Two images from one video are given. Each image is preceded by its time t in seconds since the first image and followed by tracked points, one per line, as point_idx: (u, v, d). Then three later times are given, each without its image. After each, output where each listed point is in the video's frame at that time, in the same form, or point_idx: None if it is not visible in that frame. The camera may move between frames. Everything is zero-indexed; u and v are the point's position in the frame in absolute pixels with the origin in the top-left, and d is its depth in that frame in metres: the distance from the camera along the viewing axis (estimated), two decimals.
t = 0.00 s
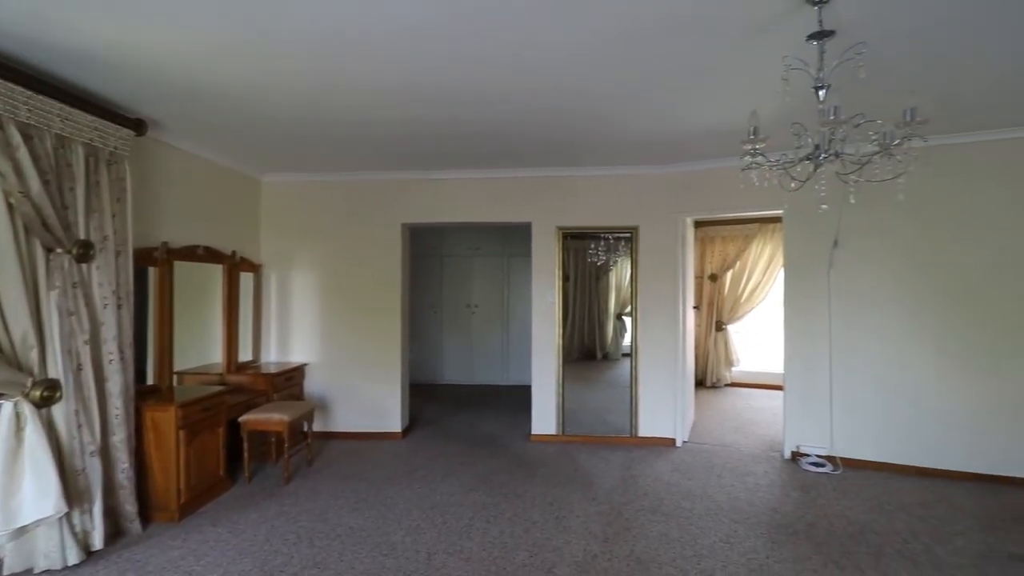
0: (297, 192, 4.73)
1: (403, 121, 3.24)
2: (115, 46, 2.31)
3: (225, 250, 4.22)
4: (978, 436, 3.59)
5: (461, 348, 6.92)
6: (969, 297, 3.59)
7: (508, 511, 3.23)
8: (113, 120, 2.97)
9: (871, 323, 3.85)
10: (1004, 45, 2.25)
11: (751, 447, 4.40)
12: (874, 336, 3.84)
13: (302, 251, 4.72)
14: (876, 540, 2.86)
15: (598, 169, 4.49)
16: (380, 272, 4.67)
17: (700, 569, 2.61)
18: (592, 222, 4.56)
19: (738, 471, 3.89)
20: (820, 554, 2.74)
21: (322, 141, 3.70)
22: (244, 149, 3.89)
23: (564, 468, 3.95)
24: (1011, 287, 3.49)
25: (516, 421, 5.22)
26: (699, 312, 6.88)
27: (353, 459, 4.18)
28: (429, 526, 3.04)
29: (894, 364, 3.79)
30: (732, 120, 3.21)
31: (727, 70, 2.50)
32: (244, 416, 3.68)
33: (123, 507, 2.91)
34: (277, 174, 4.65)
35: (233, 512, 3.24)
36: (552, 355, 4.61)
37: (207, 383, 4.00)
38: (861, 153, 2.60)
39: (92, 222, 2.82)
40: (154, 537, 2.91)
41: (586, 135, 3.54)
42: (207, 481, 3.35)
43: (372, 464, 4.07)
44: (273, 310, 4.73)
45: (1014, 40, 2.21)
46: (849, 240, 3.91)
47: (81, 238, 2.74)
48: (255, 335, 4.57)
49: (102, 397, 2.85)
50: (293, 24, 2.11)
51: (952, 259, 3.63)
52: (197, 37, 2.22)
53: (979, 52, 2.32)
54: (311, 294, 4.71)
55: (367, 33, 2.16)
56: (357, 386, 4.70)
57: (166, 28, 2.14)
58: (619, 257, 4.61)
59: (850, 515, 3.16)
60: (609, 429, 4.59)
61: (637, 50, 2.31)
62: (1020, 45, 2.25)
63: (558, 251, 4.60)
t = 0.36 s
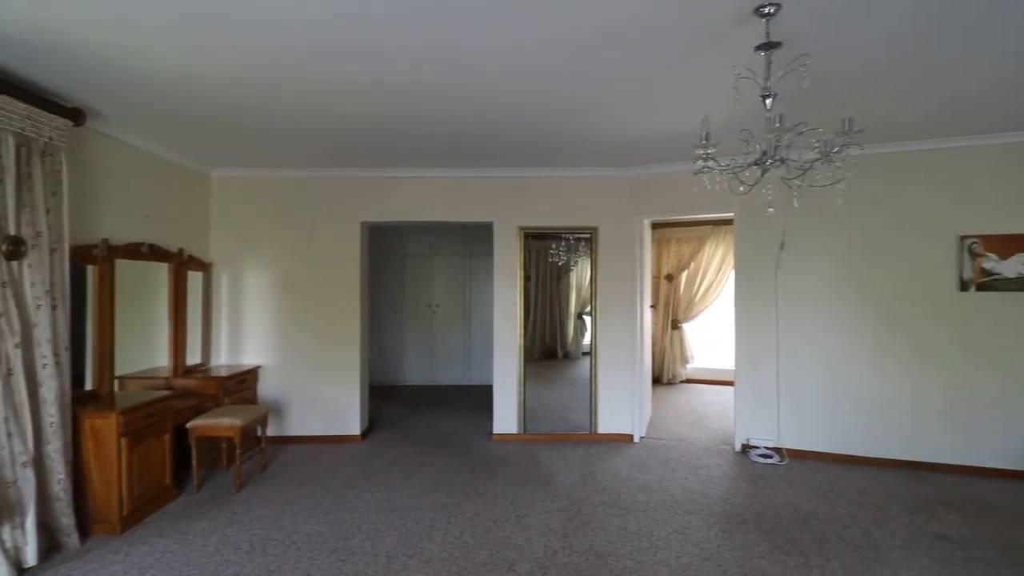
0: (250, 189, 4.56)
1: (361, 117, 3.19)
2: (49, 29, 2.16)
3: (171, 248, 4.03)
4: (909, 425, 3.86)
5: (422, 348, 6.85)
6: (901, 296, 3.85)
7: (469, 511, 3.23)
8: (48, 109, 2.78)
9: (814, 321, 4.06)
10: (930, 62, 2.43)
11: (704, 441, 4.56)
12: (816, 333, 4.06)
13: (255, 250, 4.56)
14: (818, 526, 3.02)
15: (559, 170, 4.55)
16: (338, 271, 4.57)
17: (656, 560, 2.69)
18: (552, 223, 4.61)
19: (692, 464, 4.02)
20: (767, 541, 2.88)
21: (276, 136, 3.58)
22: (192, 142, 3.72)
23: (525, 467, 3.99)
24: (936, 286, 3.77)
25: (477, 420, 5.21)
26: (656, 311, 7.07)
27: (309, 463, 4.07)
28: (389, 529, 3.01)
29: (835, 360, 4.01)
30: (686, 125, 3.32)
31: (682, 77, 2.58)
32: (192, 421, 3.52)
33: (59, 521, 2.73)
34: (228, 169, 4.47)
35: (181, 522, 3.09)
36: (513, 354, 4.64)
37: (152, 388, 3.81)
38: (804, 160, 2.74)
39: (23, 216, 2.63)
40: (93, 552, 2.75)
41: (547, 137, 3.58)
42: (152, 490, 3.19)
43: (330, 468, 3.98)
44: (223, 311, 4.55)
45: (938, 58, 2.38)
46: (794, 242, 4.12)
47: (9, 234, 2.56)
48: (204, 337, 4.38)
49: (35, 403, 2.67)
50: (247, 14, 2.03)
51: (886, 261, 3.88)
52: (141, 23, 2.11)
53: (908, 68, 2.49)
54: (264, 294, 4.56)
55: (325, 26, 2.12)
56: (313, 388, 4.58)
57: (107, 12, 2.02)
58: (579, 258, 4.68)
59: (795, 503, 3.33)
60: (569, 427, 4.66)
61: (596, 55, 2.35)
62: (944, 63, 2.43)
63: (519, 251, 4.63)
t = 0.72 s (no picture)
0: (201, 184, 4.38)
1: (321, 112, 3.12)
2: None
3: (114, 246, 3.82)
4: (852, 417, 4.09)
5: (383, 349, 6.74)
6: (845, 295, 4.08)
7: (431, 512, 3.21)
8: None
9: (765, 320, 4.25)
10: (870, 74, 2.59)
11: (662, 436, 4.69)
12: (767, 330, 4.24)
13: (206, 248, 4.38)
14: (768, 515, 3.16)
15: (522, 170, 4.58)
16: (296, 270, 4.44)
17: (616, 554, 2.75)
18: (515, 223, 4.64)
19: (651, 459, 4.13)
20: (721, 530, 2.99)
21: (230, 130, 3.47)
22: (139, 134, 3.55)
23: (487, 466, 3.99)
24: (875, 286, 4.01)
25: (439, 421, 5.18)
26: (617, 310, 7.22)
27: (264, 469, 3.94)
28: (348, 533, 2.95)
29: (784, 356, 4.21)
30: (645, 129, 3.41)
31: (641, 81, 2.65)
32: (137, 428, 3.35)
33: None
34: (177, 163, 4.28)
35: (125, 534, 2.94)
36: (476, 354, 4.63)
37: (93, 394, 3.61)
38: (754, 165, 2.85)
39: None
40: (26, 569, 2.57)
41: (511, 137, 3.60)
42: (93, 501, 3.02)
43: (286, 473, 3.86)
44: (171, 312, 4.34)
45: (877, 71, 2.54)
46: (747, 243, 4.29)
47: None
48: (151, 339, 4.18)
49: None
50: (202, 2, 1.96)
51: (831, 262, 4.10)
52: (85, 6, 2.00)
53: (850, 79, 2.64)
54: (216, 294, 4.38)
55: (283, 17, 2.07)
56: (269, 391, 4.44)
57: None
58: (542, 257, 4.73)
59: (747, 494, 3.47)
60: (531, 425, 4.70)
61: (558, 56, 2.38)
62: (882, 75, 2.59)
63: (482, 251, 4.63)
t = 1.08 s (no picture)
0: (151, 178, 4.19)
1: (279, 106, 3.03)
2: None
3: (54, 243, 3.63)
4: (802, 411, 4.28)
5: (345, 350, 6.61)
6: (796, 294, 4.26)
7: (394, 515, 3.17)
8: None
9: (722, 318, 4.39)
10: (817, 85, 2.72)
11: (625, 433, 4.78)
12: (724, 328, 4.39)
13: (157, 245, 4.19)
14: (724, 507, 3.28)
15: (487, 169, 4.58)
16: (253, 268, 4.30)
17: (578, 550, 2.79)
18: (481, 223, 4.64)
19: (613, 455, 4.21)
20: (680, 523, 3.08)
21: (183, 123, 3.33)
22: (83, 125, 3.36)
23: (452, 466, 3.98)
24: (824, 286, 4.21)
25: (403, 422, 5.12)
26: (581, 310, 7.31)
27: (219, 475, 3.80)
28: (309, 539, 2.88)
29: (740, 353, 4.36)
30: (608, 131, 3.47)
31: (603, 84, 2.69)
32: (80, 436, 3.17)
33: None
34: (125, 156, 4.08)
35: (66, 548, 2.78)
36: (441, 354, 4.60)
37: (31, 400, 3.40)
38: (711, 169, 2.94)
39: None
40: None
41: (476, 136, 3.60)
42: (31, 515, 2.84)
43: (242, 479, 3.74)
44: (117, 312, 4.13)
45: (824, 81, 2.67)
46: (705, 244, 4.42)
47: None
48: (95, 341, 3.97)
49: None
50: None
51: (783, 262, 4.28)
52: None
53: (800, 89, 2.76)
54: (167, 293, 4.20)
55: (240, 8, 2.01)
56: (224, 394, 4.28)
57: None
58: (507, 257, 4.74)
59: (705, 487, 3.58)
60: (495, 425, 4.71)
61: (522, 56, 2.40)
62: (829, 85, 2.73)
63: (447, 250, 4.61)
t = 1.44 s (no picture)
0: (97, 172, 3.99)
1: (239, 100, 2.95)
2: None
3: None
4: (757, 406, 4.45)
5: (307, 351, 6.46)
6: (752, 294, 4.43)
7: (357, 519, 3.13)
8: None
9: (683, 317, 4.52)
10: (770, 94, 2.84)
11: (589, 431, 4.85)
12: (684, 327, 4.52)
13: (104, 243, 3.99)
14: (684, 500, 3.38)
15: (453, 169, 4.56)
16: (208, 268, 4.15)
17: (542, 547, 2.82)
18: (446, 222, 4.62)
19: (577, 453, 4.27)
20: (641, 517, 3.15)
21: (132, 114, 3.18)
22: (22, 114, 3.17)
23: (416, 468, 3.95)
24: (777, 287, 4.40)
25: (366, 425, 5.05)
26: (546, 310, 7.37)
27: (172, 483, 3.65)
28: (268, 546, 2.81)
29: (699, 351, 4.50)
30: (572, 133, 3.51)
31: (568, 87, 2.73)
32: (18, 444, 2.99)
33: None
34: (69, 148, 3.87)
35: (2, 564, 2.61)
36: (406, 355, 4.55)
37: None
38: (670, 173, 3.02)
39: None
40: None
41: (442, 135, 3.59)
42: None
43: (197, 487, 3.61)
44: (60, 314, 3.91)
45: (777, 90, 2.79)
46: (665, 245, 4.54)
47: None
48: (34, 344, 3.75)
49: None
50: None
51: (739, 263, 4.44)
52: None
53: (754, 97, 2.88)
54: (115, 293, 4.00)
55: None
56: (177, 399, 4.11)
57: None
58: (473, 257, 4.73)
59: (666, 482, 3.68)
60: (461, 426, 4.70)
61: (488, 56, 2.40)
62: (781, 94, 2.85)
63: (412, 250, 4.56)
